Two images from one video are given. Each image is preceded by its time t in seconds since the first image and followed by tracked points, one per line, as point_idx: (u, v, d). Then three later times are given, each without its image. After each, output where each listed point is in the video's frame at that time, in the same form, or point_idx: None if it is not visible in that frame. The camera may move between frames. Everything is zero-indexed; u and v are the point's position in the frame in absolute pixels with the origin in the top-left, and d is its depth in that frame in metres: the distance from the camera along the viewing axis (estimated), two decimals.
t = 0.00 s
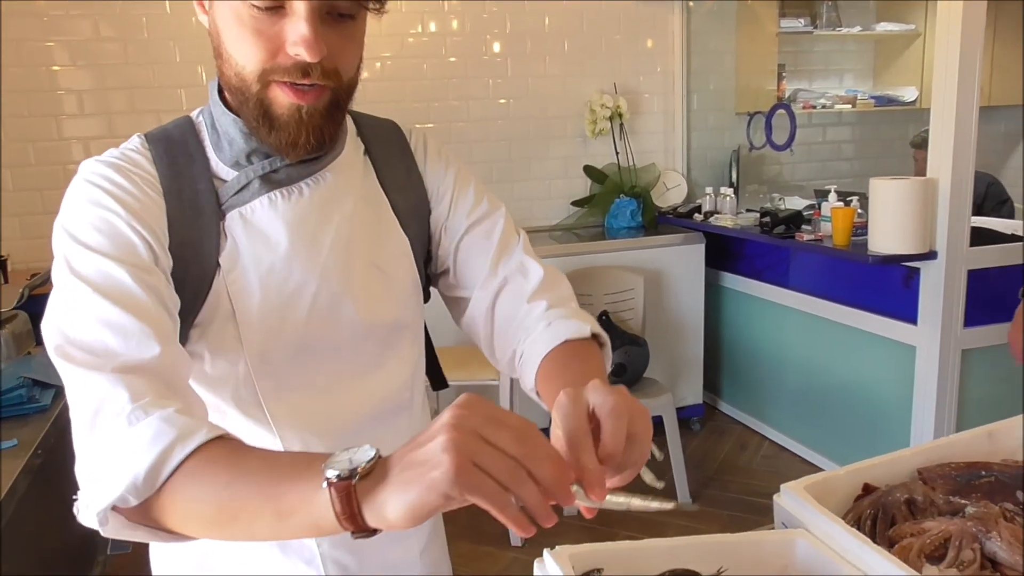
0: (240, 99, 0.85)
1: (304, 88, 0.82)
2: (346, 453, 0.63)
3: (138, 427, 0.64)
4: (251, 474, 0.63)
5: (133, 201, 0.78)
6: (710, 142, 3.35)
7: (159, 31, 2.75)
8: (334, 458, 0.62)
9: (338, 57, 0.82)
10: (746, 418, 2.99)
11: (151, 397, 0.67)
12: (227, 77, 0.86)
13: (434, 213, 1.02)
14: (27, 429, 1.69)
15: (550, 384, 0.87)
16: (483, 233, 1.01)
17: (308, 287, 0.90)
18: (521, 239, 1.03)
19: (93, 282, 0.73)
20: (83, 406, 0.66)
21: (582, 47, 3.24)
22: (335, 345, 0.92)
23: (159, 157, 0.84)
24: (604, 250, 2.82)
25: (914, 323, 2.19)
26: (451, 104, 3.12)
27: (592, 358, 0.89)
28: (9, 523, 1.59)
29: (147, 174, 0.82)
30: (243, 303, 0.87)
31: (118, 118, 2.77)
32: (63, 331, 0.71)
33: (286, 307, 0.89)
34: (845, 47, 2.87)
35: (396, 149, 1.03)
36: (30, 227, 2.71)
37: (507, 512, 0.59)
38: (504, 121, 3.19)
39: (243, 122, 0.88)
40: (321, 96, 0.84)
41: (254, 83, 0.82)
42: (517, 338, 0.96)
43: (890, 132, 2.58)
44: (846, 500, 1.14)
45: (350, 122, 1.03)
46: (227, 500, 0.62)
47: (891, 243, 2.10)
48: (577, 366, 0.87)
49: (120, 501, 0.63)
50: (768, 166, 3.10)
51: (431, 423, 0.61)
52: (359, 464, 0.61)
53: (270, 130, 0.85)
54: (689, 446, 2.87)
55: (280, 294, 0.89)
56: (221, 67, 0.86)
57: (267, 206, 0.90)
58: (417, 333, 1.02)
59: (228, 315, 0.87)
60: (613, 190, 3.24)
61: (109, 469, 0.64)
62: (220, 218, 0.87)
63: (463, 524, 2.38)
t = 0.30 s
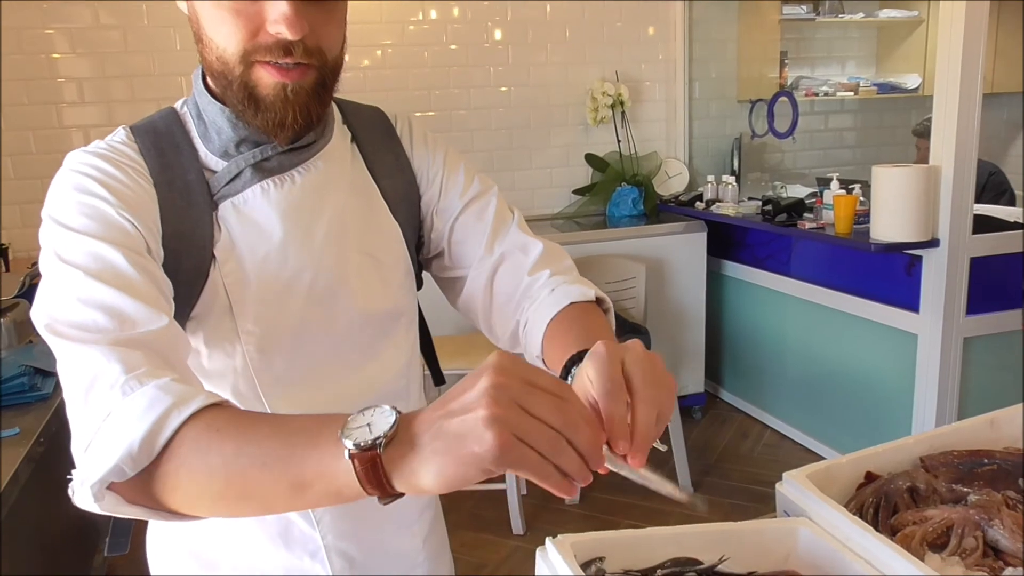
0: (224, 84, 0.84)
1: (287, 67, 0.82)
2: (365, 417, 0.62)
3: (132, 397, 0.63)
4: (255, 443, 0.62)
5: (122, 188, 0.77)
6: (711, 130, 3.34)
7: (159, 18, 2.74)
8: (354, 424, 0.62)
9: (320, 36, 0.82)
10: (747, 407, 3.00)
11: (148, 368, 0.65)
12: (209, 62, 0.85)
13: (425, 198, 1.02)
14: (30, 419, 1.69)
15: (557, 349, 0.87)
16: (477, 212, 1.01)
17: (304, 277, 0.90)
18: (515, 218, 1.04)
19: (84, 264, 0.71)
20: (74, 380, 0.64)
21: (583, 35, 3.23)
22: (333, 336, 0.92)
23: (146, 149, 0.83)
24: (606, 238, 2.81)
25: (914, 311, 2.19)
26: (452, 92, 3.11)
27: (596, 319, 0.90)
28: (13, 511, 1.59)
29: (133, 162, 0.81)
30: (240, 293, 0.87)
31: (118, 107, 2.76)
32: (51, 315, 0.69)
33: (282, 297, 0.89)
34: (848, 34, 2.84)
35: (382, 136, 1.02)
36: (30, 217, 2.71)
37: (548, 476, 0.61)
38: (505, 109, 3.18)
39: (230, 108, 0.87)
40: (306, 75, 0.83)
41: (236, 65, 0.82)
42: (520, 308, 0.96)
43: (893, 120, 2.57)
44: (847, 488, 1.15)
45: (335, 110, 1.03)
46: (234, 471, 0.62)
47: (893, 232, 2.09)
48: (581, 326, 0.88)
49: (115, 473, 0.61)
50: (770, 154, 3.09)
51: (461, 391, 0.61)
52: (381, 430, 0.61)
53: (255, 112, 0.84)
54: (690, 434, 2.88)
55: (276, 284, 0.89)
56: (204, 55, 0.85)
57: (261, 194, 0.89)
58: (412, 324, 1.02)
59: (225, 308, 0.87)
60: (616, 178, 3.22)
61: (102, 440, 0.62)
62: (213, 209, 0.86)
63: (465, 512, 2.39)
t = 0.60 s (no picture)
0: (217, 79, 0.84)
1: (280, 62, 0.81)
2: (362, 401, 0.62)
3: (120, 389, 0.63)
4: (250, 432, 0.62)
5: (114, 182, 0.76)
6: (714, 125, 3.34)
7: (161, 13, 2.73)
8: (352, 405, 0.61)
9: (313, 31, 0.81)
10: (750, 402, 3.00)
11: (136, 360, 0.65)
12: (201, 58, 0.85)
13: (419, 194, 1.01)
14: (33, 413, 1.69)
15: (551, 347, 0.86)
16: (472, 210, 0.99)
17: (300, 274, 0.90)
18: (510, 218, 1.02)
19: (73, 259, 0.70)
20: (59, 372, 0.64)
21: (586, 30, 3.22)
22: (329, 335, 0.92)
23: (139, 145, 0.83)
24: (608, 233, 2.81)
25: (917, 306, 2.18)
26: (454, 87, 3.10)
27: (592, 321, 0.88)
28: (16, 506, 1.59)
29: (125, 158, 0.80)
30: (235, 290, 0.86)
31: (120, 101, 2.75)
32: (38, 310, 0.68)
33: (279, 295, 0.89)
34: (850, 29, 2.78)
35: (377, 132, 1.01)
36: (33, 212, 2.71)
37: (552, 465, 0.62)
38: (507, 104, 3.18)
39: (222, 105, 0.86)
40: (298, 70, 0.82)
41: (229, 61, 0.81)
42: (514, 307, 0.95)
43: (895, 115, 2.57)
44: (850, 484, 1.15)
45: (329, 105, 1.01)
46: (228, 460, 0.61)
47: (896, 227, 2.08)
48: (576, 326, 0.86)
49: (102, 465, 0.61)
50: (772, 149, 3.08)
51: (469, 374, 0.61)
52: (380, 413, 0.60)
53: (248, 109, 0.83)
54: (693, 429, 2.88)
55: (273, 282, 0.89)
56: (197, 50, 0.85)
57: (256, 192, 0.89)
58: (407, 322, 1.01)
59: (219, 307, 0.86)
60: (618, 173, 3.22)
61: (90, 433, 0.62)
62: (207, 207, 0.86)
63: (467, 508, 2.40)
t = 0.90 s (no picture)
0: (211, 79, 0.84)
1: (276, 62, 0.82)
2: (358, 397, 0.62)
3: (105, 384, 0.62)
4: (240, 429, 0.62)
5: (106, 180, 0.77)
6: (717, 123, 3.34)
7: (163, 11, 2.73)
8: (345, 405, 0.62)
9: (308, 32, 0.81)
10: (752, 399, 3.00)
11: (123, 357, 0.65)
12: (195, 57, 0.85)
13: (415, 191, 1.00)
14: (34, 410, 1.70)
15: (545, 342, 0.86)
16: (466, 206, 0.99)
17: (295, 274, 0.89)
18: (507, 211, 1.01)
19: (60, 254, 0.70)
20: (44, 365, 0.63)
21: (588, 27, 3.21)
22: (324, 334, 0.92)
23: (132, 144, 0.83)
24: (608, 230, 2.80)
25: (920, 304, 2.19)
26: (456, 85, 3.10)
27: (590, 311, 0.87)
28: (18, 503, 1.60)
29: (120, 157, 0.80)
30: (230, 291, 0.86)
31: (122, 99, 2.76)
32: (24, 305, 0.67)
33: (273, 295, 0.89)
34: (853, 26, 2.78)
35: (372, 130, 1.01)
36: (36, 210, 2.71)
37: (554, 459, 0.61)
38: (509, 101, 3.18)
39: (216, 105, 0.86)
40: (293, 71, 0.83)
41: (224, 61, 0.81)
42: (510, 302, 0.94)
43: (898, 113, 2.57)
44: (851, 480, 1.16)
45: (323, 102, 1.01)
46: (216, 457, 0.61)
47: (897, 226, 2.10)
48: (572, 319, 0.85)
49: (84, 459, 0.60)
50: (775, 147, 3.07)
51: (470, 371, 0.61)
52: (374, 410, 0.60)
53: (242, 109, 0.84)
54: (694, 427, 2.88)
55: (267, 282, 0.88)
56: (191, 50, 0.85)
57: (251, 192, 0.89)
58: (403, 323, 1.02)
59: (213, 310, 0.86)
60: (619, 172, 3.21)
61: (73, 427, 0.61)
62: (202, 206, 0.85)
63: (469, 505, 2.40)
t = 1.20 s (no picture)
0: (198, 75, 0.82)
1: (262, 55, 0.80)
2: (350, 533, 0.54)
3: (112, 444, 0.60)
4: (245, 483, 0.58)
5: (99, 190, 0.73)
6: (717, 119, 3.33)
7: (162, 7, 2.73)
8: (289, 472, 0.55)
9: (295, 26, 0.80)
10: (752, 396, 3.00)
11: (126, 405, 0.62)
12: (182, 54, 0.83)
13: (406, 190, 0.97)
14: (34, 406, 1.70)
15: (529, 348, 0.85)
16: (458, 210, 0.97)
17: (286, 272, 0.85)
18: (498, 224, 1.00)
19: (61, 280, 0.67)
20: (57, 424, 0.62)
21: (588, 24, 3.21)
22: (319, 334, 0.87)
23: (122, 143, 0.79)
24: (609, 227, 2.81)
25: (920, 300, 2.18)
26: (456, 81, 3.10)
27: (570, 327, 0.88)
28: (19, 500, 1.60)
29: (110, 159, 0.77)
30: (222, 292, 0.82)
31: (122, 96, 2.75)
32: (30, 351, 0.65)
33: (265, 296, 0.84)
34: (854, 22, 2.84)
35: (366, 126, 0.97)
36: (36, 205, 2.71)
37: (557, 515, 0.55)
38: (509, 97, 3.17)
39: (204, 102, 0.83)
40: (280, 66, 0.81)
41: (210, 56, 0.79)
42: (491, 308, 0.93)
43: (899, 111, 2.58)
44: (851, 476, 1.16)
45: (315, 98, 0.98)
46: (219, 511, 0.57)
47: (898, 221, 2.09)
48: (554, 334, 0.85)
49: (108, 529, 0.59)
50: (775, 143, 3.05)
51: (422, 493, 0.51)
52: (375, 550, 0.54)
53: (228, 104, 0.81)
54: (695, 423, 2.89)
55: (259, 281, 0.84)
56: (178, 45, 0.82)
57: (241, 190, 0.85)
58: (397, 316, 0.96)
59: (203, 311, 0.82)
60: (619, 168, 3.22)
61: (91, 495, 0.60)
62: (191, 206, 0.82)
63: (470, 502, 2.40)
